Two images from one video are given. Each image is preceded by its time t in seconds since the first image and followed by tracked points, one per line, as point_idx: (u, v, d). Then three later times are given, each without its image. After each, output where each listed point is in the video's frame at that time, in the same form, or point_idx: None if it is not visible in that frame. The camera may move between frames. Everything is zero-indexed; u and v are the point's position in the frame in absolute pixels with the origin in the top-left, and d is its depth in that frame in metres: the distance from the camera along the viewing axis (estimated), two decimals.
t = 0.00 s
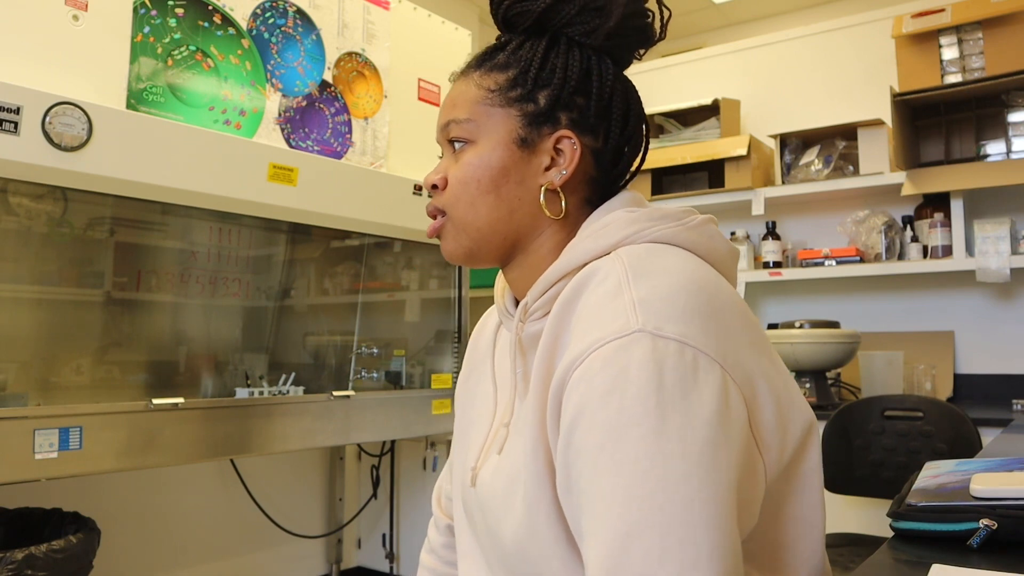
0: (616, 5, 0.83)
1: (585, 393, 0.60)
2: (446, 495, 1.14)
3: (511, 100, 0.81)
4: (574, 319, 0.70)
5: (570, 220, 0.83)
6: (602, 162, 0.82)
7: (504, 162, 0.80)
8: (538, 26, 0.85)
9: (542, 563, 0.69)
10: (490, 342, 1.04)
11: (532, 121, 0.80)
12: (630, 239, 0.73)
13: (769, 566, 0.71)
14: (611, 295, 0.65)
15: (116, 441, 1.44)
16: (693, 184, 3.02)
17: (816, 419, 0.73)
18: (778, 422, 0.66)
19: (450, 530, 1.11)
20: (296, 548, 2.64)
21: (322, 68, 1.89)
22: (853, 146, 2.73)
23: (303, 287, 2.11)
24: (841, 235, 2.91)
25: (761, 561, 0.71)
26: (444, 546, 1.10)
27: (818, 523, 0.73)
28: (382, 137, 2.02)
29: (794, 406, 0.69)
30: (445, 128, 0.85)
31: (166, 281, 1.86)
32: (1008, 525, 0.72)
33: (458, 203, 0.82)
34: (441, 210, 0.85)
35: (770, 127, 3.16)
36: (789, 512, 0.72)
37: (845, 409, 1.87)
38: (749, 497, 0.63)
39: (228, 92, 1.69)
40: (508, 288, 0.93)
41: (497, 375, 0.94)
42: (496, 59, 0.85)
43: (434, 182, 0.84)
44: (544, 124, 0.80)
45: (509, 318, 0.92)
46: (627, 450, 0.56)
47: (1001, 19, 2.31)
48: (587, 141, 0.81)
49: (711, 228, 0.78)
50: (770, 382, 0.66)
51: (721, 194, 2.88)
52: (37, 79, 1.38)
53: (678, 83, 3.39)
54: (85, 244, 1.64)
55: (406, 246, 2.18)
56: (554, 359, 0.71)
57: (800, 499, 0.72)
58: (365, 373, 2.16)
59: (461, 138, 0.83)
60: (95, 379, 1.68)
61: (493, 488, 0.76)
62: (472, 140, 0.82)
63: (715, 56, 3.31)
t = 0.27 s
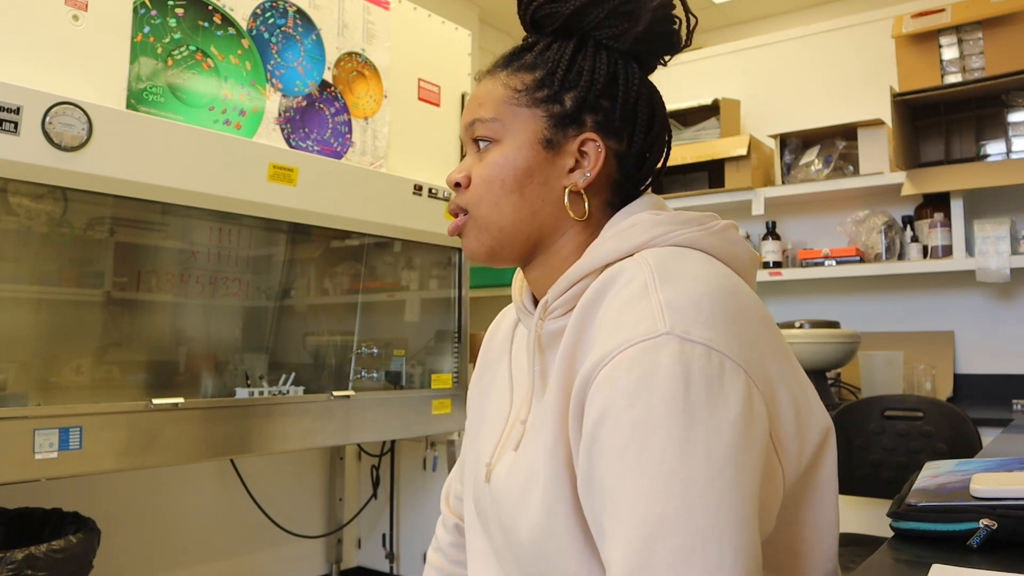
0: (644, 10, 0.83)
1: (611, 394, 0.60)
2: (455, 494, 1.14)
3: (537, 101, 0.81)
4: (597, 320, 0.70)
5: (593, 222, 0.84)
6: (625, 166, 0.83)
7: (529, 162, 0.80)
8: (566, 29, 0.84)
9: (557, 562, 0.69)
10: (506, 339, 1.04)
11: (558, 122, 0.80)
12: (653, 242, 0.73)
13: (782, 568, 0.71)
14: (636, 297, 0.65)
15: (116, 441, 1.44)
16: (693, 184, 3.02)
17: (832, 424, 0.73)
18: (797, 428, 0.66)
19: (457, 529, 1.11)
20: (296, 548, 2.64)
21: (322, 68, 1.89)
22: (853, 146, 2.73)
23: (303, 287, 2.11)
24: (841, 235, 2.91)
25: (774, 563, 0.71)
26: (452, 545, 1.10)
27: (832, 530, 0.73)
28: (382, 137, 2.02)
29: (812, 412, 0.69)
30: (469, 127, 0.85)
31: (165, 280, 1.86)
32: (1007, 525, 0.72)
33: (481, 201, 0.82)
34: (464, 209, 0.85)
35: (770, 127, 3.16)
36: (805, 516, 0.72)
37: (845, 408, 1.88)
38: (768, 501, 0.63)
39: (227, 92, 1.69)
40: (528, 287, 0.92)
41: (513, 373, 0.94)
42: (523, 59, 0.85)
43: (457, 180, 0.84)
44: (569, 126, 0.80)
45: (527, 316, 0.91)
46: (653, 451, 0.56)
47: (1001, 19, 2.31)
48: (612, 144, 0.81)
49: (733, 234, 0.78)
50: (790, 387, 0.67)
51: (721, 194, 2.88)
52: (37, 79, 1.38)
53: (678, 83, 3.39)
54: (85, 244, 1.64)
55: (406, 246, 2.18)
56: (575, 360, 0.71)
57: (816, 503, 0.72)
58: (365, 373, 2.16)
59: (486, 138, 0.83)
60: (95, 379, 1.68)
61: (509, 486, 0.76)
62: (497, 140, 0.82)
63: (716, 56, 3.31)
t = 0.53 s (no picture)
0: (657, 14, 0.83)
1: (624, 397, 0.60)
2: (461, 493, 1.14)
3: (550, 104, 0.81)
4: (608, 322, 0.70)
5: (604, 225, 0.84)
6: (637, 169, 0.83)
7: (541, 165, 0.80)
8: (578, 31, 0.84)
9: (566, 562, 0.70)
10: (515, 339, 1.04)
11: (570, 125, 0.80)
12: (665, 245, 0.73)
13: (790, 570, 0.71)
14: (649, 300, 0.65)
15: (116, 441, 1.44)
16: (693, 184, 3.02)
17: (842, 427, 0.73)
18: (806, 432, 0.67)
19: (462, 529, 1.11)
20: (296, 548, 2.64)
21: (322, 68, 1.89)
22: (853, 146, 2.73)
23: (303, 287, 2.11)
24: (841, 235, 2.91)
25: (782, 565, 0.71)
26: (457, 544, 1.10)
27: (840, 532, 0.73)
28: (382, 137, 2.02)
29: (821, 416, 0.69)
30: (482, 129, 0.85)
31: (165, 280, 1.86)
32: (1007, 525, 0.72)
33: (493, 204, 0.82)
34: (475, 211, 0.85)
35: (770, 127, 3.16)
36: (813, 519, 0.72)
37: (849, 406, 1.89)
38: (778, 505, 0.63)
39: (227, 92, 1.69)
40: (537, 286, 0.93)
41: (522, 372, 0.94)
42: (535, 62, 0.85)
43: (469, 182, 0.84)
44: (582, 129, 0.80)
45: (537, 316, 0.92)
46: (666, 454, 0.56)
47: (1001, 19, 2.31)
48: (624, 147, 0.81)
49: (744, 238, 0.78)
50: (800, 391, 0.67)
51: (721, 194, 2.88)
52: (37, 79, 1.38)
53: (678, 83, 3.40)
54: (85, 244, 1.64)
55: (406, 246, 2.18)
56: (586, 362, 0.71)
57: (825, 507, 0.71)
58: (365, 373, 2.16)
59: (498, 140, 0.83)
60: (95, 379, 1.68)
61: (517, 486, 0.76)
62: (510, 142, 0.82)
63: (716, 56, 3.31)
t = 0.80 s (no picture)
0: (654, 14, 0.83)
1: (620, 398, 0.60)
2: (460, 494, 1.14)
3: (547, 105, 0.81)
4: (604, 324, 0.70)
5: (601, 225, 0.84)
6: (634, 169, 0.83)
7: (538, 166, 0.81)
8: (575, 32, 0.84)
9: (563, 562, 0.70)
10: (514, 339, 1.04)
11: (566, 126, 0.80)
12: (661, 245, 0.73)
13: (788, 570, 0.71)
14: (644, 301, 0.65)
15: (116, 441, 1.44)
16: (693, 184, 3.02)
17: (839, 426, 0.73)
18: (802, 432, 0.67)
19: (462, 529, 1.11)
20: (296, 548, 2.64)
21: (322, 68, 1.89)
22: (853, 146, 2.73)
23: (303, 287, 2.11)
24: (841, 235, 2.91)
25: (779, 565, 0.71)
26: (457, 545, 1.10)
27: (838, 530, 0.73)
28: (382, 137, 2.02)
29: (818, 416, 0.69)
30: (479, 130, 0.85)
31: (165, 280, 1.86)
32: (1007, 525, 0.72)
33: (490, 205, 0.82)
34: (472, 212, 0.85)
35: (770, 127, 3.16)
36: (810, 519, 0.72)
37: (848, 407, 1.89)
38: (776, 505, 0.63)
39: (228, 92, 1.69)
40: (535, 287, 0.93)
41: (521, 373, 0.93)
42: (532, 63, 0.85)
43: (466, 183, 0.85)
44: (578, 130, 0.80)
45: (536, 317, 0.92)
46: (663, 455, 0.56)
47: (1001, 19, 2.31)
48: (620, 148, 0.81)
49: (740, 238, 0.78)
50: (796, 391, 0.67)
51: (721, 193, 2.88)
52: (36, 79, 1.38)
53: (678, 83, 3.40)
54: (85, 244, 1.64)
55: (406, 246, 2.18)
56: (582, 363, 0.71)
57: (822, 506, 0.72)
58: (366, 373, 2.16)
59: (495, 141, 0.84)
60: (95, 379, 1.68)
61: (514, 487, 0.76)
62: (507, 143, 0.82)
63: (716, 56, 3.31)
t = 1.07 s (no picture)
0: (639, 14, 0.83)
1: (609, 400, 0.60)
2: (455, 495, 1.14)
3: (532, 106, 0.81)
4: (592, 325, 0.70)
5: (588, 226, 0.83)
6: (620, 169, 0.83)
7: (524, 167, 0.80)
8: (560, 32, 0.84)
9: (557, 564, 0.69)
10: (505, 341, 1.04)
11: (552, 127, 0.80)
12: (647, 246, 0.73)
13: (781, 569, 0.71)
14: (632, 302, 0.65)
15: (116, 441, 1.44)
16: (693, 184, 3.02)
17: (830, 425, 0.73)
18: (793, 430, 0.67)
19: (458, 530, 1.11)
20: (296, 548, 2.64)
21: (322, 68, 1.89)
22: (853, 146, 2.73)
23: (303, 287, 2.11)
24: (841, 235, 2.91)
25: (773, 564, 0.71)
26: (453, 546, 1.10)
27: (830, 528, 0.73)
28: (381, 137, 2.02)
29: (808, 414, 0.69)
30: (465, 133, 0.85)
31: (165, 280, 1.86)
32: (1007, 525, 0.72)
33: (476, 207, 0.82)
34: (459, 214, 0.85)
35: (770, 127, 3.16)
36: (803, 517, 0.72)
37: (847, 406, 1.88)
38: (767, 504, 0.63)
39: (228, 92, 1.69)
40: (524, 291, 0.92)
41: (512, 375, 0.93)
42: (517, 64, 0.85)
43: (453, 186, 0.85)
44: (564, 130, 0.80)
45: (525, 320, 0.91)
46: (652, 457, 0.56)
47: (1001, 19, 2.31)
48: (606, 148, 0.81)
49: (728, 236, 0.78)
50: (786, 390, 0.67)
51: (721, 193, 2.88)
52: (36, 79, 1.38)
53: (678, 83, 3.40)
54: (85, 244, 1.64)
55: (406, 246, 2.19)
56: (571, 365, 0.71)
57: (814, 505, 0.72)
58: (365, 373, 2.16)
59: (481, 143, 0.84)
60: (95, 379, 1.68)
61: (507, 490, 0.76)
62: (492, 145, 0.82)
63: (716, 56, 3.31)
